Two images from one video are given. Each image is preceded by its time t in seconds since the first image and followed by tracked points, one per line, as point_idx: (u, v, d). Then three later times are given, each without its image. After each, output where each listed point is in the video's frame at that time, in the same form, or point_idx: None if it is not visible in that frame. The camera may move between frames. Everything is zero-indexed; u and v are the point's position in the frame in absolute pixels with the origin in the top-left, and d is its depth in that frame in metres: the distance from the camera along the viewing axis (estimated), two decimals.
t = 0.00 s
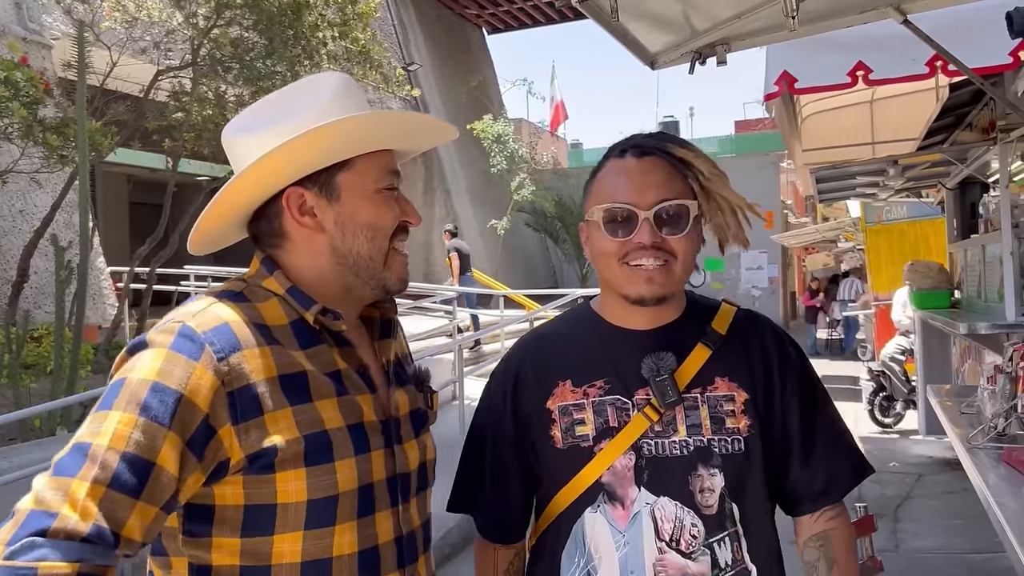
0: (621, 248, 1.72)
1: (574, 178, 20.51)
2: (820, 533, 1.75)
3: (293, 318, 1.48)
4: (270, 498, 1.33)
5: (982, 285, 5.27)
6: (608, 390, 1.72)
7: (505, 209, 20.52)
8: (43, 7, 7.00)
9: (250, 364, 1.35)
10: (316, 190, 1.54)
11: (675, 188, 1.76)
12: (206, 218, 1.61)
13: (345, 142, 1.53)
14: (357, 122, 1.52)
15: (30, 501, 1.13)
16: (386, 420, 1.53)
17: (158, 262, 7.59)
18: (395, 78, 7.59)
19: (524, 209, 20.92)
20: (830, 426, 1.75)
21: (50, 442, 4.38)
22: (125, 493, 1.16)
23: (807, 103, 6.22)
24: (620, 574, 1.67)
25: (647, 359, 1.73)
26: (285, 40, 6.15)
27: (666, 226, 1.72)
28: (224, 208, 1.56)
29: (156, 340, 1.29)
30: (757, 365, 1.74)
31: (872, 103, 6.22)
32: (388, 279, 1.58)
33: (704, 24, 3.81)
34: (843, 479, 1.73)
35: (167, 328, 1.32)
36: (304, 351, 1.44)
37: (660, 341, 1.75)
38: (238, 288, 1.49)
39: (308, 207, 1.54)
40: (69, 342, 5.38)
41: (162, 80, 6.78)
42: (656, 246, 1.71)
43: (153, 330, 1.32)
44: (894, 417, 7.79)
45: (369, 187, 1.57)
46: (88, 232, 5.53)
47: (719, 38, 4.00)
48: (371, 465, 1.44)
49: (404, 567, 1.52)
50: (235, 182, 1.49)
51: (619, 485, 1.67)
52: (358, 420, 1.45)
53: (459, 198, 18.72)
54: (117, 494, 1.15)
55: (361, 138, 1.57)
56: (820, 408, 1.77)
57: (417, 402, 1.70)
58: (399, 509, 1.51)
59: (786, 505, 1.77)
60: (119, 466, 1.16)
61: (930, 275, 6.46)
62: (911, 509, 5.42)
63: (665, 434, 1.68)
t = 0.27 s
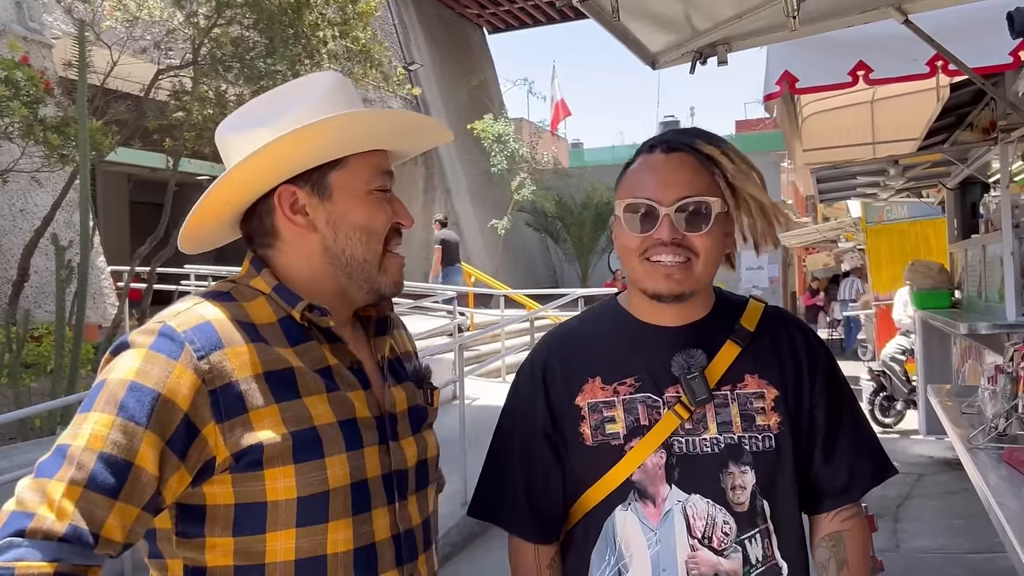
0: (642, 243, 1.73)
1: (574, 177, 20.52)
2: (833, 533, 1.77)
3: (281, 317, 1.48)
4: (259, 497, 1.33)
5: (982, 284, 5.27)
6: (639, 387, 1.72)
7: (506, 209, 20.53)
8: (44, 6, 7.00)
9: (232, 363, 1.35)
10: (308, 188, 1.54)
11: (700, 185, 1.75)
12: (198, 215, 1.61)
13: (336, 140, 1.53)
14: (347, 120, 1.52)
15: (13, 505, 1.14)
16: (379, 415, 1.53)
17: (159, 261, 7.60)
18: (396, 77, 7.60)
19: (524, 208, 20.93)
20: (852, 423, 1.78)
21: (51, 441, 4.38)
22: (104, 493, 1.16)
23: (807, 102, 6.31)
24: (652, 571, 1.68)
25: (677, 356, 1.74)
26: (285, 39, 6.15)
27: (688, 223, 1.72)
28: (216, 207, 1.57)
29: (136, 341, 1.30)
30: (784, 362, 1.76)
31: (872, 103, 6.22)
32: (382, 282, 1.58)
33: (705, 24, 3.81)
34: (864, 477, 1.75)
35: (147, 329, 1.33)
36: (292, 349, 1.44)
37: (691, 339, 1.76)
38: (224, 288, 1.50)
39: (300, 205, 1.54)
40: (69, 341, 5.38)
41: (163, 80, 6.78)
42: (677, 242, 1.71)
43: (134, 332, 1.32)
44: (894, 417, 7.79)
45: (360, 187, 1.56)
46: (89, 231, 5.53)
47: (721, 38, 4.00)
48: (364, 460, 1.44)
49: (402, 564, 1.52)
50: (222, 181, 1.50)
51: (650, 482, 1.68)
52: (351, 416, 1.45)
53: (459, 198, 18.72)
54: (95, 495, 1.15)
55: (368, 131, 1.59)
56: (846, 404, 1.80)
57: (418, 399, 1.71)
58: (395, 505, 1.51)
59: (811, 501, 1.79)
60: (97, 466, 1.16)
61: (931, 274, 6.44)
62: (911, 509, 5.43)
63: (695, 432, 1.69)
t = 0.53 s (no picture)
0: (669, 237, 1.75)
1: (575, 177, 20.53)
2: (843, 534, 1.78)
3: (279, 320, 1.47)
4: (264, 499, 1.33)
5: (984, 285, 5.26)
6: (665, 386, 1.73)
7: (506, 209, 20.54)
8: (45, 6, 7.00)
9: (230, 368, 1.34)
10: (314, 187, 1.54)
11: (730, 183, 1.77)
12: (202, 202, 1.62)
13: (345, 142, 1.53)
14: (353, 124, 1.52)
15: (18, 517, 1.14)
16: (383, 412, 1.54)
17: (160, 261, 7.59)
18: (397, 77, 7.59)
19: (525, 208, 20.93)
20: (870, 425, 1.79)
21: (52, 441, 4.38)
22: (107, 501, 1.16)
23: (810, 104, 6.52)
24: (675, 568, 1.69)
25: (703, 357, 1.75)
26: (286, 39, 6.15)
27: (715, 220, 1.74)
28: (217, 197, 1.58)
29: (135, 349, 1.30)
30: (808, 362, 1.77)
31: (873, 103, 6.19)
32: (374, 293, 1.56)
33: (706, 24, 3.80)
34: (879, 478, 1.77)
35: (146, 336, 1.32)
36: (292, 352, 1.44)
37: (717, 339, 1.76)
38: (221, 295, 1.49)
39: (303, 203, 1.54)
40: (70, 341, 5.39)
41: (164, 79, 6.78)
42: (702, 237, 1.73)
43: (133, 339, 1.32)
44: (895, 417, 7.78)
45: (368, 192, 1.56)
46: (89, 231, 5.53)
47: (723, 38, 4.01)
48: (369, 458, 1.45)
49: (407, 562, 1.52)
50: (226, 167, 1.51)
51: (673, 481, 1.69)
52: (352, 415, 1.45)
53: (460, 198, 18.71)
54: (98, 502, 1.15)
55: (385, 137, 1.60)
56: (864, 405, 1.81)
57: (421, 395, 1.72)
58: (400, 500, 1.52)
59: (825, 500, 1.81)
60: (100, 473, 1.16)
61: (931, 275, 6.42)
62: (912, 509, 5.42)
63: (720, 431, 1.70)
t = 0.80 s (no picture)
0: (680, 245, 1.80)
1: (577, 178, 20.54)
2: (853, 537, 1.80)
3: (304, 320, 1.47)
4: (290, 498, 1.32)
5: (985, 285, 5.26)
6: (674, 386, 1.78)
7: (508, 209, 20.54)
8: (47, 6, 7.01)
9: (267, 366, 1.33)
10: (345, 193, 1.52)
11: (741, 191, 1.81)
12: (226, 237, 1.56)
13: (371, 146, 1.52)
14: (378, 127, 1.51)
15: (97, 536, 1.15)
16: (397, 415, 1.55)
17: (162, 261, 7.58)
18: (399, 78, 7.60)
19: (526, 209, 20.93)
20: (886, 429, 1.77)
21: (54, 441, 4.38)
22: (184, 506, 1.17)
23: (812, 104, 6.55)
24: (680, 561, 1.74)
25: (712, 359, 1.78)
26: (287, 39, 6.15)
27: (726, 227, 1.78)
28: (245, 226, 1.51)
29: (174, 355, 1.27)
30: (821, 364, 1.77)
31: (875, 103, 6.21)
32: (401, 284, 1.59)
33: (707, 25, 3.80)
34: (891, 483, 1.75)
35: (182, 338, 1.30)
36: (317, 353, 1.43)
37: (728, 341, 1.80)
38: (245, 292, 1.47)
39: (337, 209, 1.52)
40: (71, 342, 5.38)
41: (166, 80, 6.78)
42: (712, 244, 1.77)
43: (168, 344, 1.29)
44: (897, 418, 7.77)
45: (393, 189, 1.56)
46: (91, 232, 5.53)
47: (723, 38, 3.99)
48: (385, 461, 1.45)
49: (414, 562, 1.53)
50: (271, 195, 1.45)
51: (679, 477, 1.74)
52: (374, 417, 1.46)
53: (462, 199, 18.71)
54: (177, 509, 1.16)
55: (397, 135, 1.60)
56: (879, 408, 1.79)
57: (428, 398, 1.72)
58: (407, 502, 1.52)
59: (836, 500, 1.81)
60: (173, 482, 1.17)
61: (932, 275, 6.42)
62: (913, 510, 5.42)
63: (726, 431, 1.74)
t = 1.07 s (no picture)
0: (676, 249, 1.86)
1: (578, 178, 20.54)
2: (859, 537, 1.80)
3: (311, 320, 1.49)
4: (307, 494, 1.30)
5: (988, 286, 5.26)
6: (680, 383, 1.84)
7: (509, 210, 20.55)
8: (49, 7, 7.01)
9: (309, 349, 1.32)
10: (323, 196, 1.50)
11: (734, 197, 1.84)
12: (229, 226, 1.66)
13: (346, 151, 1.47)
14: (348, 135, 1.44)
15: (298, 514, 1.05)
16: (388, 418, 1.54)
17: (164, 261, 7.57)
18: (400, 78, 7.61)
19: (528, 209, 20.93)
20: (894, 432, 1.75)
21: (57, 441, 4.39)
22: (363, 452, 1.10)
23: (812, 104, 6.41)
24: (682, 553, 1.82)
25: (717, 358, 1.82)
26: (290, 40, 6.16)
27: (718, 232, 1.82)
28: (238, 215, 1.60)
29: (226, 349, 1.19)
30: (827, 365, 1.78)
31: (877, 103, 6.20)
32: (388, 288, 1.53)
33: (709, 26, 3.80)
34: (895, 484, 1.74)
35: (223, 333, 1.22)
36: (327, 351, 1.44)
37: (733, 341, 1.83)
38: (251, 291, 1.47)
39: (314, 211, 1.51)
40: (73, 342, 5.39)
41: (167, 80, 6.78)
42: (703, 249, 1.82)
43: (209, 341, 1.22)
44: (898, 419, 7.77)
45: (375, 195, 1.49)
46: (93, 233, 5.53)
47: (725, 39, 3.98)
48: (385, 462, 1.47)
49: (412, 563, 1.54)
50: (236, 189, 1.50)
51: (684, 472, 1.81)
52: (363, 415, 1.45)
53: (463, 199, 18.71)
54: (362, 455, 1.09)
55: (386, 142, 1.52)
56: (885, 410, 1.77)
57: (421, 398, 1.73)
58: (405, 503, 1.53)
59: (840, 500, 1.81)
60: (338, 435, 1.09)
61: (935, 276, 6.41)
62: (915, 511, 5.42)
63: (730, 429, 1.80)
